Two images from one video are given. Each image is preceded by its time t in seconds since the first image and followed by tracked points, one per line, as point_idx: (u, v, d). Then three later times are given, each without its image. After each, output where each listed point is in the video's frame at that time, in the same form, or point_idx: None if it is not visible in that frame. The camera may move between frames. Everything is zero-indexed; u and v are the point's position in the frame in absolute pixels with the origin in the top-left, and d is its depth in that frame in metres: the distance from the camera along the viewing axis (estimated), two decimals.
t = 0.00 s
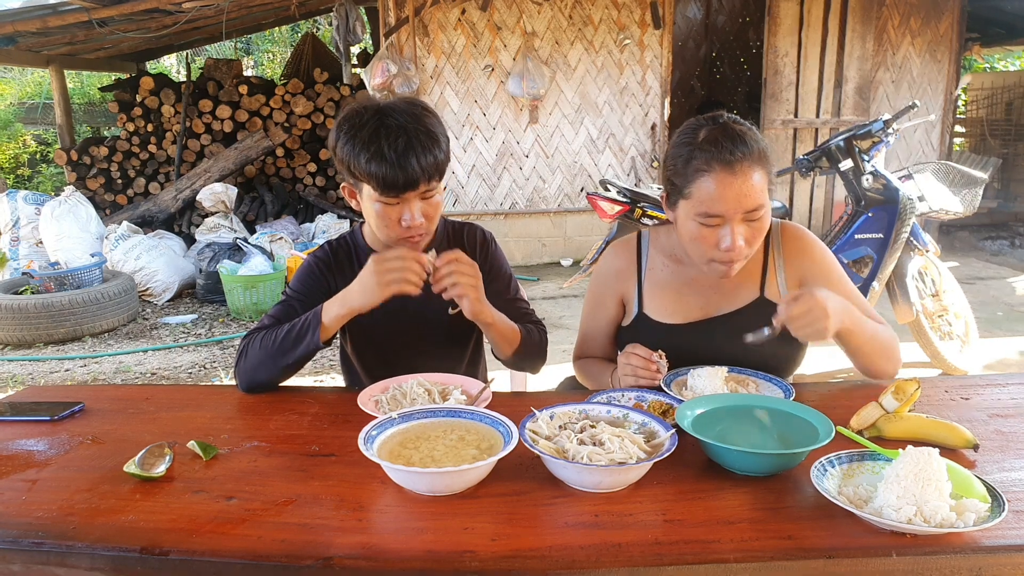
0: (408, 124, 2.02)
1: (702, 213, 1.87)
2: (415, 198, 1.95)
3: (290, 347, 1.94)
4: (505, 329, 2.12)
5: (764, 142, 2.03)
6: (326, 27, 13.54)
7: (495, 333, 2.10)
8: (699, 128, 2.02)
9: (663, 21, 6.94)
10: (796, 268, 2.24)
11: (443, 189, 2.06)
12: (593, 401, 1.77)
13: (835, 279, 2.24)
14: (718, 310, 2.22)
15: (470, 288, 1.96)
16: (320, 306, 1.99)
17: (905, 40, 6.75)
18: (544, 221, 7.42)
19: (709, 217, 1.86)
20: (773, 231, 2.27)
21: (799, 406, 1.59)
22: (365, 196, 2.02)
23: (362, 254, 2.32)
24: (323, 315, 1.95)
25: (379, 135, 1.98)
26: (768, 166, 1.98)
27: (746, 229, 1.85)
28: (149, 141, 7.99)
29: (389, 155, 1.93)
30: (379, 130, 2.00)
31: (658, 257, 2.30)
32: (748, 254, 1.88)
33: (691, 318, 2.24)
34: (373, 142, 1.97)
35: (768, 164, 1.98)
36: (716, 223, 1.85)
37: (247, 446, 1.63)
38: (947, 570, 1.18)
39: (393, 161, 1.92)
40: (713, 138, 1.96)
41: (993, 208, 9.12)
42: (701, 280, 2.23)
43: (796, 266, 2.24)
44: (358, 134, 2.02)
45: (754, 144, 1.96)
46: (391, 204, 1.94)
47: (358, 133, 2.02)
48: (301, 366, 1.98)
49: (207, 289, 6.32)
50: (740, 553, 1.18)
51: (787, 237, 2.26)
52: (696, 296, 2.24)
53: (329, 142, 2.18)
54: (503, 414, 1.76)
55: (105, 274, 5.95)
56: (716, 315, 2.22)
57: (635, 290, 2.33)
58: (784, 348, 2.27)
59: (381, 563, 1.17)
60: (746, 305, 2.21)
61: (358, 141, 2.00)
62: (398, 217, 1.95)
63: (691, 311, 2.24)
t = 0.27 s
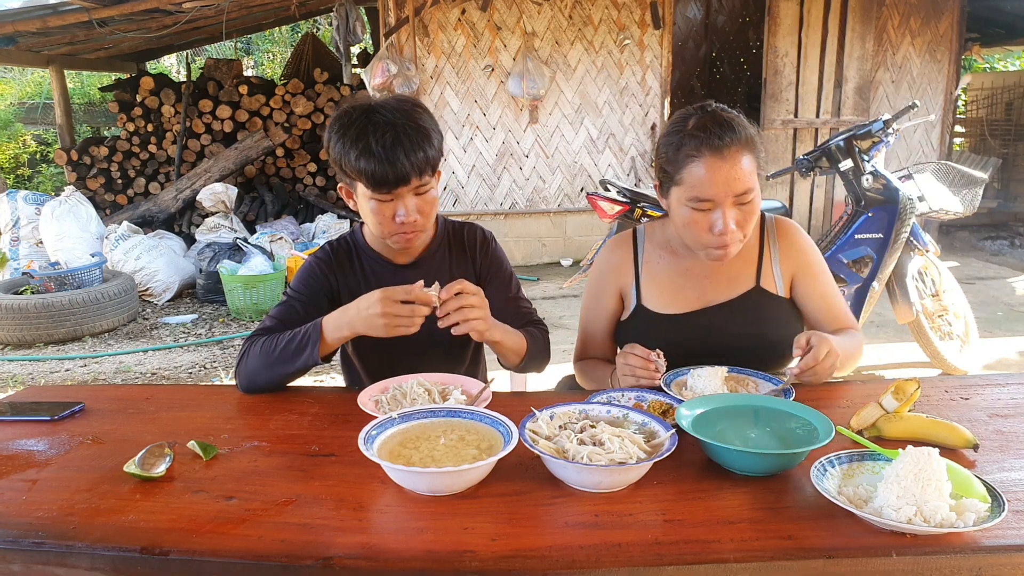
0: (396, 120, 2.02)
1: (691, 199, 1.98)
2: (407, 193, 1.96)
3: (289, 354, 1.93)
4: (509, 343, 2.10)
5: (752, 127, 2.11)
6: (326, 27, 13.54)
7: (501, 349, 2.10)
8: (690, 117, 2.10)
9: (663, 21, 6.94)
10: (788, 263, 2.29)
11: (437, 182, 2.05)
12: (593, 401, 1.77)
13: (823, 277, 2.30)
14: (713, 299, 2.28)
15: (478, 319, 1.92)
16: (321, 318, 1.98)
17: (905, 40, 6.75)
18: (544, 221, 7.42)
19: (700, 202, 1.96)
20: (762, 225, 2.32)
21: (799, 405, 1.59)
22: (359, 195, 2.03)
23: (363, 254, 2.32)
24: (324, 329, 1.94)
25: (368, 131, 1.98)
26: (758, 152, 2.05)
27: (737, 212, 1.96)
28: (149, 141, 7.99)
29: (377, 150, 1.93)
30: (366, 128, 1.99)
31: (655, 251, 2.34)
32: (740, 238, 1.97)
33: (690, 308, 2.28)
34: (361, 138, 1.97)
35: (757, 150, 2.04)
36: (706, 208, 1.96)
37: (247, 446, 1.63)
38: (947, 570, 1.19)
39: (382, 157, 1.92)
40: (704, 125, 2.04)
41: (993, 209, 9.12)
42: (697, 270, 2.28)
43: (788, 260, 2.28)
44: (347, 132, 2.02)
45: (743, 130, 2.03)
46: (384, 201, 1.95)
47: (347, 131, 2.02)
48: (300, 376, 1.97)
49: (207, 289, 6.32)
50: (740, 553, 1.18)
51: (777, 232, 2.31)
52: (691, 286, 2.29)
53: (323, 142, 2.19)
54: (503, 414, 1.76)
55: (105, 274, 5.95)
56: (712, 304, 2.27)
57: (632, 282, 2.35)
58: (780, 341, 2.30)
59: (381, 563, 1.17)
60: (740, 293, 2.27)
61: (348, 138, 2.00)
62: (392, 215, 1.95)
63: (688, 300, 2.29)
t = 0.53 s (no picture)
0: (390, 120, 2.02)
1: (685, 185, 1.98)
2: (404, 193, 1.95)
3: (289, 356, 1.93)
4: (515, 342, 2.10)
5: (744, 117, 2.12)
6: (326, 27, 13.55)
7: (506, 348, 2.10)
8: (681, 108, 2.11)
9: (663, 21, 6.94)
10: (781, 255, 2.30)
11: (433, 184, 2.06)
12: (593, 401, 1.77)
13: (814, 273, 2.32)
14: (709, 289, 2.29)
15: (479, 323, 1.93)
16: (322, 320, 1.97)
17: (905, 40, 6.76)
18: (544, 221, 7.42)
19: (692, 188, 1.97)
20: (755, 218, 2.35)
21: (799, 405, 1.59)
22: (355, 195, 2.03)
23: (363, 255, 2.33)
24: (324, 332, 1.93)
25: (363, 132, 1.98)
26: (748, 141, 2.06)
27: (729, 199, 1.97)
28: (149, 142, 7.99)
29: (371, 151, 1.93)
30: (360, 129, 1.99)
31: (651, 245, 2.35)
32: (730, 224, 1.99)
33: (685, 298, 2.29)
34: (355, 140, 1.97)
35: (746, 140, 2.05)
36: (699, 194, 1.96)
37: (247, 446, 1.63)
38: (947, 570, 1.19)
39: (377, 157, 1.92)
40: (694, 114, 2.05)
41: (993, 209, 9.11)
42: (693, 262, 2.30)
43: (781, 252, 2.30)
44: (342, 133, 2.02)
45: (732, 119, 2.04)
46: (381, 202, 1.95)
47: (342, 133, 2.02)
48: (300, 377, 1.97)
49: (207, 289, 6.32)
50: (739, 553, 1.18)
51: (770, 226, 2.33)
52: (688, 277, 2.30)
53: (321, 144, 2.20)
54: (503, 414, 1.76)
55: (105, 274, 5.95)
56: (706, 294, 2.28)
57: (630, 275, 2.36)
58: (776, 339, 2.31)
59: (381, 563, 1.17)
60: (735, 283, 2.28)
61: (343, 138, 2.01)
62: (389, 215, 1.96)
63: (684, 291, 2.30)
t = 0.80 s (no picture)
0: (390, 121, 2.02)
1: (673, 177, 2.00)
2: (404, 194, 1.96)
3: (289, 357, 1.93)
4: (521, 322, 2.11)
5: (732, 110, 2.11)
6: (326, 27, 13.56)
7: (512, 328, 2.09)
8: (669, 103, 2.11)
9: (663, 22, 6.94)
10: (777, 251, 2.32)
11: (433, 185, 2.06)
12: (593, 401, 1.77)
13: (810, 272, 2.34)
14: (707, 284, 2.30)
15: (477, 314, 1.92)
16: (323, 321, 1.97)
17: (905, 40, 6.76)
18: (544, 221, 7.42)
19: (681, 179, 1.99)
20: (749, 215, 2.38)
21: (799, 405, 1.60)
22: (355, 197, 2.03)
23: (363, 255, 2.33)
24: (326, 333, 1.93)
25: (363, 133, 1.98)
26: (737, 133, 2.06)
27: (718, 190, 1.98)
28: (149, 142, 8.00)
29: (371, 152, 1.93)
30: (360, 130, 2.00)
31: (649, 243, 2.36)
32: (721, 215, 2.00)
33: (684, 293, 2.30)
34: (354, 141, 1.97)
35: (736, 132, 2.05)
36: (687, 185, 1.98)
37: (248, 446, 1.63)
38: (947, 570, 1.19)
39: (377, 159, 1.92)
40: (683, 107, 2.05)
41: (993, 209, 9.12)
42: (690, 258, 2.31)
43: (777, 247, 2.32)
44: (342, 134, 2.02)
45: (720, 111, 2.03)
46: (380, 203, 1.95)
47: (342, 134, 2.03)
48: (300, 377, 1.97)
49: (207, 289, 6.33)
50: (739, 553, 1.18)
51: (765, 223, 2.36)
52: (685, 273, 2.31)
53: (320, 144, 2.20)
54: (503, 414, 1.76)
55: (105, 274, 5.96)
56: (704, 288, 2.29)
57: (629, 271, 2.36)
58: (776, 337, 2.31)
59: (381, 562, 1.17)
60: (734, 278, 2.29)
61: (343, 139, 2.01)
62: (389, 216, 1.96)
63: (682, 286, 2.31)
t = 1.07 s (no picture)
0: (390, 121, 2.02)
1: (668, 175, 2.00)
2: (404, 195, 1.96)
3: (290, 356, 1.93)
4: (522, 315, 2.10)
5: (724, 107, 2.11)
6: (326, 27, 13.56)
7: (513, 321, 2.09)
8: (662, 102, 2.12)
9: (663, 21, 6.94)
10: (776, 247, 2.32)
11: (434, 185, 2.06)
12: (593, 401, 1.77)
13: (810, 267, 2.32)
14: (706, 281, 2.30)
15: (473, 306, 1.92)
16: (324, 322, 1.98)
17: (905, 40, 6.77)
18: (544, 221, 7.43)
19: (675, 177, 1.99)
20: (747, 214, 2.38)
21: (798, 405, 1.60)
22: (355, 198, 2.04)
23: (363, 255, 2.33)
24: (326, 333, 1.93)
25: (363, 134, 1.98)
26: (730, 129, 2.06)
27: (712, 185, 1.98)
28: (149, 142, 8.00)
29: (370, 153, 1.93)
30: (360, 131, 2.00)
31: (648, 242, 2.37)
32: (718, 210, 1.99)
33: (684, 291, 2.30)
34: (354, 142, 1.98)
35: (729, 129, 2.05)
36: (682, 183, 1.98)
37: (248, 446, 1.64)
38: (947, 570, 1.19)
39: (377, 161, 1.92)
40: (677, 106, 2.05)
41: (993, 209, 9.12)
42: (690, 256, 2.31)
43: (775, 244, 2.32)
44: (342, 135, 2.03)
45: (711, 109, 2.04)
46: (380, 204, 1.96)
47: (341, 135, 2.03)
48: (301, 377, 1.97)
49: (208, 289, 6.33)
50: (739, 553, 1.19)
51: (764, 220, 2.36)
52: (684, 271, 2.32)
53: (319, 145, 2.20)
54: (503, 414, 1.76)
55: (105, 274, 5.96)
56: (704, 285, 2.30)
57: (629, 270, 2.36)
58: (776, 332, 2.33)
59: (381, 562, 1.18)
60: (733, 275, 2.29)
61: (343, 141, 2.01)
62: (389, 217, 1.97)
63: (681, 285, 2.31)
